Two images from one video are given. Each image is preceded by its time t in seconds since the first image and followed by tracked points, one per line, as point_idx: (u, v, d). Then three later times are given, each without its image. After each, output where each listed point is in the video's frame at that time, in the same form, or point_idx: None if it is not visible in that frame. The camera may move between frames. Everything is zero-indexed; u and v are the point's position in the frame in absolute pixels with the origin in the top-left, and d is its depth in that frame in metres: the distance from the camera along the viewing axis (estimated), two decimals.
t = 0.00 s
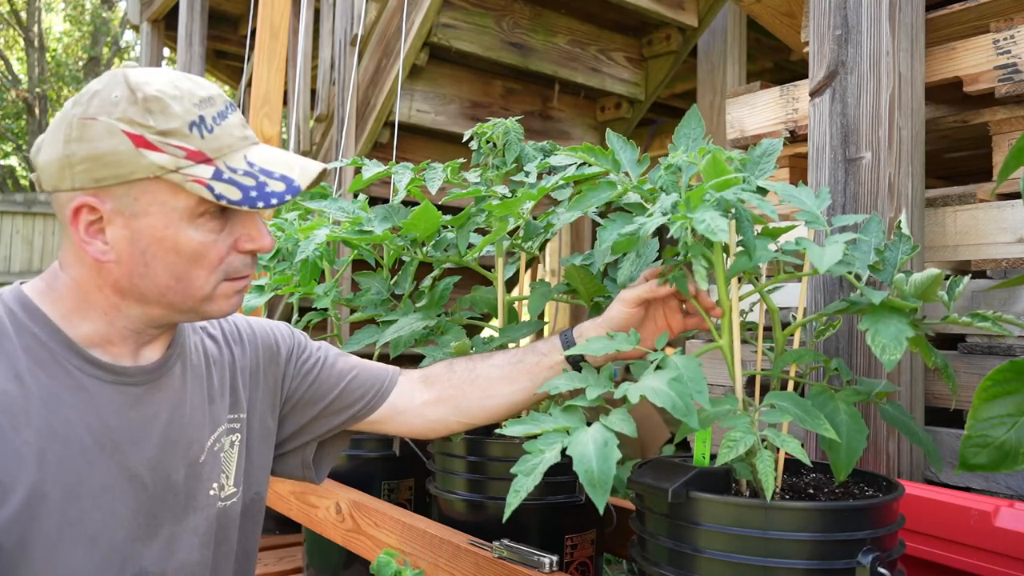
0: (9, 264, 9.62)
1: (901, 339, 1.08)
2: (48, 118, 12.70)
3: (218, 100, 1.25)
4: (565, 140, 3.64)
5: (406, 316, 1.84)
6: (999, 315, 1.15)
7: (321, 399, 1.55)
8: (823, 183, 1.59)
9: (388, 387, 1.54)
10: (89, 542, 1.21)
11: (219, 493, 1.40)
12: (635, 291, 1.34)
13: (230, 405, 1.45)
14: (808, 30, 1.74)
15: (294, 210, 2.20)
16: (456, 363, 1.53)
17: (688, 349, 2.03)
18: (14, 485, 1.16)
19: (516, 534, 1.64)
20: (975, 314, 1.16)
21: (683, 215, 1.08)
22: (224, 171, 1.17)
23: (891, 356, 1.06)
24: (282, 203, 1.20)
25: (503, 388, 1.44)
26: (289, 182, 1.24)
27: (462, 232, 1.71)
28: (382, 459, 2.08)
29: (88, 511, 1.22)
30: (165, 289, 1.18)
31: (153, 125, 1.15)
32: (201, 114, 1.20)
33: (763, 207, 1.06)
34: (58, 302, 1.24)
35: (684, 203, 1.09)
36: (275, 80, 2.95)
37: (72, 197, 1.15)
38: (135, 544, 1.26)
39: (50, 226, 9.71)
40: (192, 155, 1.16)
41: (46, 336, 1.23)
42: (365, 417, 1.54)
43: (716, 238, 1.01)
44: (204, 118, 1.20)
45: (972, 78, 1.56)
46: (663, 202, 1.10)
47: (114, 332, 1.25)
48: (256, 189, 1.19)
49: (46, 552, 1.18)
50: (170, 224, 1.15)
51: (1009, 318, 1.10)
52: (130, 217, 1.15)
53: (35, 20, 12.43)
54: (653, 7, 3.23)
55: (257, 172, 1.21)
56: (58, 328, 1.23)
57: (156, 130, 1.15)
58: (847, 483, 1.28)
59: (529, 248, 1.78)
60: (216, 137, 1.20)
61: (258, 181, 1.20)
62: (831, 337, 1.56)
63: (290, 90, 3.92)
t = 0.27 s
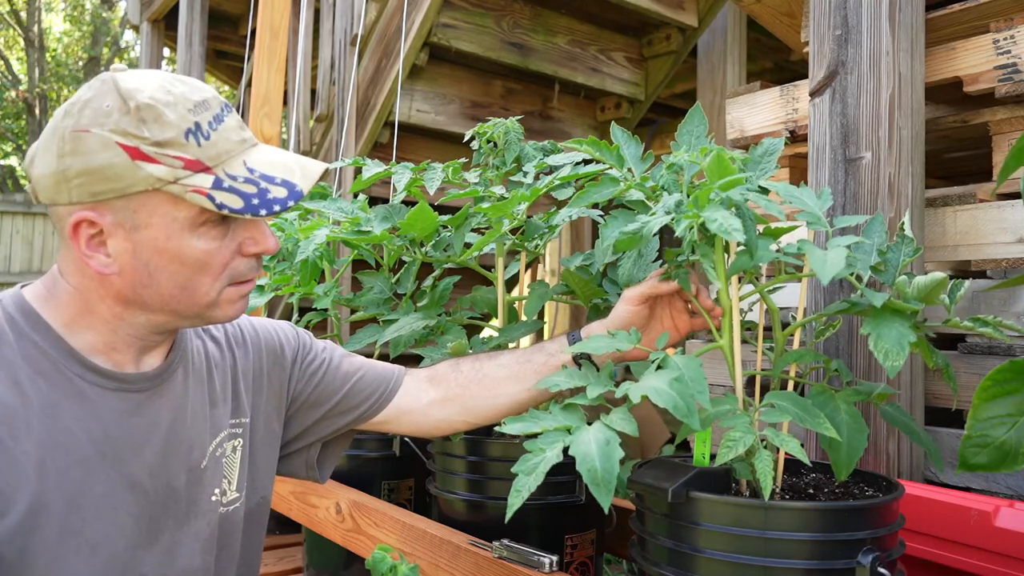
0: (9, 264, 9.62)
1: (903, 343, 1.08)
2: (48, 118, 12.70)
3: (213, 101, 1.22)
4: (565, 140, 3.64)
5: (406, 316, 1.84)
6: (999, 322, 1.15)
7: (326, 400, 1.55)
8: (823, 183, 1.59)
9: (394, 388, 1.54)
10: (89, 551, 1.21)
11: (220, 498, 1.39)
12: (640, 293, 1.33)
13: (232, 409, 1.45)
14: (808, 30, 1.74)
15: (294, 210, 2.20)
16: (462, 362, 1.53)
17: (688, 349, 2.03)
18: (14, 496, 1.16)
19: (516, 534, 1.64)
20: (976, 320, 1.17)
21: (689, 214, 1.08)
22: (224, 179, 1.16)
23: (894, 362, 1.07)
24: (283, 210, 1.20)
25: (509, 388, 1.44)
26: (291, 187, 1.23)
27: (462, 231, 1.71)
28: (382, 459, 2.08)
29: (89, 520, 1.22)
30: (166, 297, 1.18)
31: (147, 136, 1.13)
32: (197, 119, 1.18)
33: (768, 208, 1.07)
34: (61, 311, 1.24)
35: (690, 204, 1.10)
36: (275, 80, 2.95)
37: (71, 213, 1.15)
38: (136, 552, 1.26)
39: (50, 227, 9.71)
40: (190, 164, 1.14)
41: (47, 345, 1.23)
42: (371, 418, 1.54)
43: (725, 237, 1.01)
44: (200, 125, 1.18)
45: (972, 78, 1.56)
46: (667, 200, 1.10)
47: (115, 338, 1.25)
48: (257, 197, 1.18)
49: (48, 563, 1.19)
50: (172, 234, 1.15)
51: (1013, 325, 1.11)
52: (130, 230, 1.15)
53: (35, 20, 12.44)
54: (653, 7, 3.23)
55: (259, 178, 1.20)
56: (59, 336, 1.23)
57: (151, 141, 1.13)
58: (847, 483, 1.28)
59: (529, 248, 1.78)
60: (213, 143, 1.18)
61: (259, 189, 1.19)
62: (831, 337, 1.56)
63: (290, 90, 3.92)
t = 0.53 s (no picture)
0: (9, 264, 9.63)
1: (898, 336, 1.09)
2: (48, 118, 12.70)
3: (208, 104, 1.20)
4: (565, 140, 3.64)
5: (406, 316, 1.84)
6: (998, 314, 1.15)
7: (326, 400, 1.55)
8: (823, 183, 1.59)
9: (393, 388, 1.54)
10: (93, 561, 1.22)
11: (220, 500, 1.39)
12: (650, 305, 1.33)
13: (231, 411, 1.45)
14: (808, 30, 1.74)
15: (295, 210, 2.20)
16: (461, 363, 1.54)
17: (688, 349, 2.03)
18: (19, 510, 1.16)
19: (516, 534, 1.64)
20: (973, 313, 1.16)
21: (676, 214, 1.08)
22: (224, 187, 1.16)
23: (888, 354, 1.07)
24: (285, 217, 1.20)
25: (508, 390, 1.44)
26: (291, 193, 1.22)
27: (462, 232, 1.71)
28: (382, 459, 2.08)
29: (92, 529, 1.22)
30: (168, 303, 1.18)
31: (143, 145, 1.12)
32: (193, 125, 1.16)
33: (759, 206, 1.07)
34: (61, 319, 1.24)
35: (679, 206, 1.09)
36: (275, 80, 2.95)
37: (69, 226, 1.14)
38: (139, 560, 1.26)
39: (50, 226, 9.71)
40: (188, 172, 1.13)
41: (48, 354, 1.23)
42: (371, 418, 1.54)
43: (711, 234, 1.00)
44: (196, 130, 1.16)
45: (972, 78, 1.56)
46: (659, 202, 1.11)
47: (116, 344, 1.24)
48: (258, 205, 1.18)
49: (52, 573, 1.19)
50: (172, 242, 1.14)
51: (1009, 317, 1.10)
52: (129, 240, 1.14)
53: (35, 20, 12.44)
54: (653, 7, 3.23)
55: (259, 184, 1.19)
56: (59, 345, 1.23)
57: (147, 150, 1.12)
58: (847, 483, 1.28)
59: (529, 248, 1.78)
60: (211, 149, 1.17)
61: (260, 196, 1.18)
62: (831, 337, 1.56)
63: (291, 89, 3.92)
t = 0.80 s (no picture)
0: (9, 264, 9.63)
1: (905, 344, 1.09)
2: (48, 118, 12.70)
3: (198, 106, 1.19)
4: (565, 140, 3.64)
5: (405, 316, 1.84)
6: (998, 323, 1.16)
7: (321, 400, 1.55)
8: (823, 183, 1.59)
9: (389, 388, 1.54)
10: (93, 568, 1.22)
11: (217, 501, 1.39)
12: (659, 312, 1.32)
13: (227, 412, 1.45)
14: (808, 30, 1.74)
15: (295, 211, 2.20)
16: (457, 366, 1.53)
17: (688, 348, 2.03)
18: (18, 522, 1.17)
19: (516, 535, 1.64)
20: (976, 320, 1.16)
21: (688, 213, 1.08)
22: (218, 194, 1.15)
23: (896, 362, 1.07)
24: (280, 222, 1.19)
25: (507, 391, 1.44)
26: (286, 198, 1.22)
27: (462, 232, 1.71)
28: (382, 459, 2.08)
29: (92, 537, 1.22)
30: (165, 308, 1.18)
31: (132, 152, 1.11)
32: (183, 130, 1.15)
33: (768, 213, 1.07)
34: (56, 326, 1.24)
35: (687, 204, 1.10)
36: (275, 80, 2.95)
37: (60, 235, 1.14)
38: (138, 565, 1.27)
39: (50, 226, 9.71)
40: (179, 179, 1.13)
41: (42, 363, 1.22)
42: (366, 418, 1.54)
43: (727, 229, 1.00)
44: (186, 135, 1.15)
45: (972, 79, 1.56)
46: (664, 201, 1.11)
47: (112, 352, 1.24)
48: (252, 210, 1.17)
49: None
50: (163, 248, 1.14)
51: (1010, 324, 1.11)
52: (121, 247, 1.14)
53: (35, 20, 12.44)
54: (653, 7, 3.23)
55: (252, 190, 1.19)
56: (53, 354, 1.23)
57: (137, 157, 1.11)
58: (847, 483, 1.28)
59: (529, 248, 1.78)
60: (202, 154, 1.16)
61: (254, 202, 1.18)
62: (831, 337, 1.56)
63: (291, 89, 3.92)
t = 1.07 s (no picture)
0: (9, 264, 9.64)
1: (905, 335, 1.08)
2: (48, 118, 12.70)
3: (188, 105, 1.19)
4: (565, 140, 3.64)
5: (405, 316, 1.84)
6: (1001, 313, 1.15)
7: (320, 402, 1.55)
8: (823, 183, 1.59)
9: (389, 391, 1.53)
10: (89, 571, 1.22)
11: (216, 503, 1.39)
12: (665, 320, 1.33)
13: (224, 413, 1.45)
14: (808, 30, 1.74)
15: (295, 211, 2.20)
16: (457, 370, 1.53)
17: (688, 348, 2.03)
18: (12, 527, 1.17)
19: (516, 534, 1.64)
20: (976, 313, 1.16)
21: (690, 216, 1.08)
22: (206, 194, 1.15)
23: (896, 353, 1.07)
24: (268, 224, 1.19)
25: (504, 391, 1.45)
26: (275, 199, 1.21)
27: (461, 232, 1.71)
28: (382, 459, 2.08)
29: (87, 539, 1.23)
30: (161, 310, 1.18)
31: (117, 151, 1.11)
32: (171, 129, 1.15)
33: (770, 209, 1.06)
34: (48, 326, 1.23)
35: (689, 206, 1.10)
36: (274, 80, 2.95)
37: (47, 235, 1.14)
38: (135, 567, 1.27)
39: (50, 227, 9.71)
40: (166, 179, 1.13)
41: (36, 367, 1.22)
42: (364, 420, 1.54)
43: (732, 234, 1.00)
44: (173, 133, 1.15)
45: (972, 78, 1.56)
46: (666, 203, 1.11)
47: (104, 351, 1.24)
48: (240, 211, 1.17)
49: None
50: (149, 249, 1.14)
51: (1011, 317, 1.10)
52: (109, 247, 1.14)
53: (35, 20, 12.44)
54: (653, 7, 3.23)
55: (241, 191, 1.18)
56: (48, 357, 1.22)
57: (124, 156, 1.11)
58: (847, 483, 1.28)
59: (529, 248, 1.78)
60: (189, 153, 1.15)
61: (242, 203, 1.17)
62: (831, 337, 1.56)
63: (291, 89, 3.92)
